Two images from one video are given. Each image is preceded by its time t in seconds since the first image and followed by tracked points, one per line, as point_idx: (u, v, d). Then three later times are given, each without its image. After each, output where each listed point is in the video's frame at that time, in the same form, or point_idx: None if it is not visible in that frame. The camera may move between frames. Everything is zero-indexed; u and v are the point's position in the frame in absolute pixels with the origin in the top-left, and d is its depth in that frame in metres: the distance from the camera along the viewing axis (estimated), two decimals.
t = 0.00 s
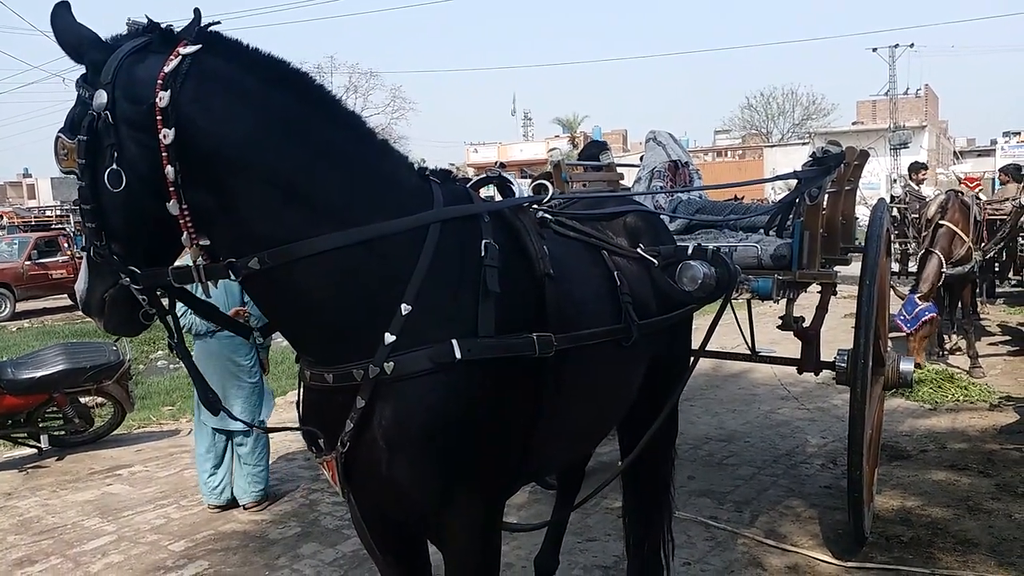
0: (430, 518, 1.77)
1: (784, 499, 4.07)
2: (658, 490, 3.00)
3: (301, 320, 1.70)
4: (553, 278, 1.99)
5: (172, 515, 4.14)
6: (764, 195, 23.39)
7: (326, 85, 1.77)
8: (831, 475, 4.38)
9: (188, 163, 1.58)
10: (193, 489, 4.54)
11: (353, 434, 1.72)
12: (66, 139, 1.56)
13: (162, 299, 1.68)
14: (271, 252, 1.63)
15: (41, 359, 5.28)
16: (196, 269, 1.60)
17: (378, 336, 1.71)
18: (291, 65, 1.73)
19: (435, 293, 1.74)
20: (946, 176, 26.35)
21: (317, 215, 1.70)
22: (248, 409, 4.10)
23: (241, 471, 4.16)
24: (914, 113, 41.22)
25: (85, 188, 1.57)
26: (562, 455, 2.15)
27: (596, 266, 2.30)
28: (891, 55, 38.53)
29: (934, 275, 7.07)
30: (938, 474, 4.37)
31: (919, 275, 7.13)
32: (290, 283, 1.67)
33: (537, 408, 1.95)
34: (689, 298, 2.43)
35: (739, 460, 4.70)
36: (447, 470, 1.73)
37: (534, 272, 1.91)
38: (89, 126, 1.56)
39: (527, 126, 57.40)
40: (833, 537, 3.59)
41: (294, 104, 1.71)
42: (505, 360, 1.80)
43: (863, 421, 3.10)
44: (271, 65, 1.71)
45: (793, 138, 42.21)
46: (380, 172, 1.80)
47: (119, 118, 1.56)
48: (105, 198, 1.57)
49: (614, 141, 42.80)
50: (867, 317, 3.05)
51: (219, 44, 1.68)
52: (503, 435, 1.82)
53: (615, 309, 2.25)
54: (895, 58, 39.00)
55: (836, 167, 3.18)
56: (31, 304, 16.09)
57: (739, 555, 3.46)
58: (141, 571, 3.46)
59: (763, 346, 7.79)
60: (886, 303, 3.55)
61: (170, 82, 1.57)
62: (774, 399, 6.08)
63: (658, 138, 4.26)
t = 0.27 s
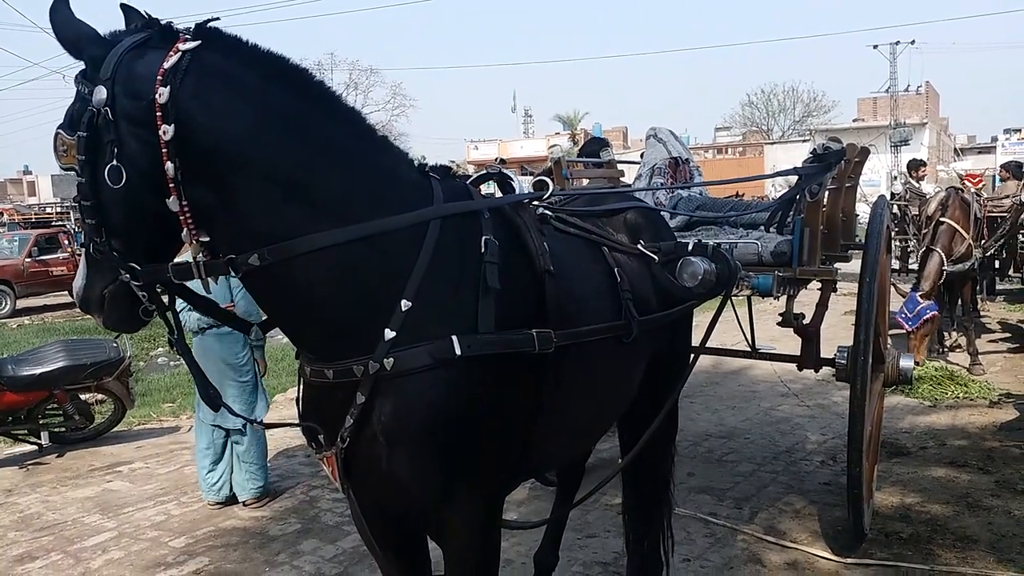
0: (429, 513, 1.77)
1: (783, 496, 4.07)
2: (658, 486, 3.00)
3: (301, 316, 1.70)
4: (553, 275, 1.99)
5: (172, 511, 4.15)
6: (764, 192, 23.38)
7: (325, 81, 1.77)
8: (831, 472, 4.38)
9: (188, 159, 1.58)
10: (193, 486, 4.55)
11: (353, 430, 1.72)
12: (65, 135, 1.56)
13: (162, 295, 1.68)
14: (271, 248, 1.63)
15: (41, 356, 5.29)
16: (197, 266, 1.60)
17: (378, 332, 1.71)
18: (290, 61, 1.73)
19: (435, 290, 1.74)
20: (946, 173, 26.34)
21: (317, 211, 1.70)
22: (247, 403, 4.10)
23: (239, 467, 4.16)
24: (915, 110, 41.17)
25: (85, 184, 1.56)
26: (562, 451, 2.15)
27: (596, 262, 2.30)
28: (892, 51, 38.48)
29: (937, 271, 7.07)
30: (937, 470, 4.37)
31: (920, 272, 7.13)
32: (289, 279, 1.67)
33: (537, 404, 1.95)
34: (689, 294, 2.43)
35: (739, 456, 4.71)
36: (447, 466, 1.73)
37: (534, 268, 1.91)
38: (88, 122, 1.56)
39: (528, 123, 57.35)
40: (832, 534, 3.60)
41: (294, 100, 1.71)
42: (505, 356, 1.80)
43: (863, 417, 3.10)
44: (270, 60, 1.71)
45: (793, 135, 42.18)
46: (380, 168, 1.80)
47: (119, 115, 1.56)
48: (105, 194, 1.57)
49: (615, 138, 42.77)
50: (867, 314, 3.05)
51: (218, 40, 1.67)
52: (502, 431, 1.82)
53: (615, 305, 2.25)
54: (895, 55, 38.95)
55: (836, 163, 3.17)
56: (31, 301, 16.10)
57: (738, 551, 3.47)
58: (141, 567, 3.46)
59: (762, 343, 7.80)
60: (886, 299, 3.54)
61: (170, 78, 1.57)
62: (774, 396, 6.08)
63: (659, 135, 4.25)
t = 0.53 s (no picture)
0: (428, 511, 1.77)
1: (783, 494, 4.08)
2: (657, 484, 3.00)
3: (299, 315, 1.70)
4: (552, 273, 1.99)
5: (172, 510, 4.15)
6: (764, 191, 23.39)
7: (324, 79, 1.77)
8: (830, 470, 4.39)
9: (187, 158, 1.58)
10: (193, 484, 4.55)
11: (352, 428, 1.72)
12: (62, 132, 1.55)
13: (159, 295, 1.68)
14: (270, 247, 1.63)
15: (41, 354, 5.29)
16: (195, 265, 1.61)
17: (377, 330, 1.71)
18: (288, 59, 1.73)
19: (434, 288, 1.74)
20: (946, 171, 26.34)
21: (316, 209, 1.70)
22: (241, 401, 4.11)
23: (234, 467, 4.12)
24: (915, 108, 41.15)
25: (83, 182, 1.56)
26: (561, 449, 2.15)
27: (595, 260, 2.30)
28: (892, 50, 38.48)
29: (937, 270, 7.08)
30: (937, 468, 4.37)
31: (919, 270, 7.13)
32: (288, 277, 1.67)
33: (536, 402, 1.95)
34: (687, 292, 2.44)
35: (739, 454, 4.71)
36: (445, 464, 1.73)
37: (533, 266, 1.91)
38: (86, 119, 1.55)
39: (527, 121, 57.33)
40: (832, 532, 3.60)
41: (292, 98, 1.70)
42: (504, 355, 1.80)
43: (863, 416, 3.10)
44: (268, 59, 1.71)
45: (793, 134, 42.17)
46: (378, 166, 1.80)
47: (117, 112, 1.55)
48: (103, 192, 1.57)
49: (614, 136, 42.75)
50: (866, 312, 3.05)
51: (216, 38, 1.67)
52: (501, 429, 1.82)
53: (614, 303, 2.26)
54: (895, 52, 38.92)
55: (835, 162, 3.18)
56: (31, 299, 16.09)
57: (738, 549, 3.47)
58: (141, 566, 3.47)
59: (762, 341, 7.80)
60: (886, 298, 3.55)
61: (169, 76, 1.57)
62: (774, 394, 6.09)
63: (659, 133, 4.24)
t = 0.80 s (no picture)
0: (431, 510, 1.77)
1: (786, 494, 4.07)
2: (660, 484, 3.00)
3: (302, 315, 1.71)
4: (554, 272, 1.99)
5: (176, 509, 4.16)
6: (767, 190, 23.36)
7: (326, 79, 1.77)
8: (833, 470, 4.38)
9: (190, 159, 1.58)
10: (196, 483, 4.55)
11: (355, 428, 1.72)
12: (65, 134, 1.56)
13: (161, 296, 1.68)
14: (273, 247, 1.63)
15: (44, 354, 5.30)
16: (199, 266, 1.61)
17: (379, 330, 1.71)
18: (290, 59, 1.73)
19: (436, 288, 1.74)
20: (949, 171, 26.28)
21: (318, 210, 1.70)
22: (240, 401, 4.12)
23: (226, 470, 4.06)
24: (918, 108, 41.06)
25: (86, 183, 1.56)
26: (565, 449, 2.15)
27: (598, 260, 2.30)
28: (895, 49, 38.42)
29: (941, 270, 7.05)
30: (940, 468, 4.37)
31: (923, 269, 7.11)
32: (291, 277, 1.67)
33: (539, 401, 1.95)
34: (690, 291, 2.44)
35: (742, 454, 4.71)
36: (448, 464, 1.73)
37: (535, 266, 1.91)
38: (89, 121, 1.56)
39: (529, 121, 57.32)
40: (835, 532, 3.60)
41: (294, 99, 1.70)
42: (506, 354, 1.80)
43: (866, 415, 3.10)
44: (270, 59, 1.71)
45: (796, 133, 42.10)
46: (381, 167, 1.80)
47: (120, 114, 1.56)
48: (106, 193, 1.57)
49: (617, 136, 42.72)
50: (869, 312, 3.05)
51: (218, 39, 1.67)
52: (504, 429, 1.82)
53: (617, 302, 2.26)
54: (898, 52, 38.85)
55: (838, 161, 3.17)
56: (35, 299, 16.12)
57: (741, 549, 3.47)
58: (145, 565, 3.47)
59: (765, 341, 7.80)
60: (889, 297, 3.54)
61: (172, 77, 1.57)
62: (777, 394, 6.08)
63: (661, 133, 4.24)
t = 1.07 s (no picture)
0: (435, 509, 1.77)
1: (791, 494, 4.06)
2: (665, 484, 2.99)
3: (306, 314, 1.71)
4: (559, 272, 1.99)
5: (181, 508, 4.17)
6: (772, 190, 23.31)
7: (331, 79, 1.77)
8: (839, 470, 4.37)
9: (196, 158, 1.59)
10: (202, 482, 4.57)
11: (359, 427, 1.72)
12: (69, 133, 1.57)
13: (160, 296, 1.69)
14: (278, 247, 1.64)
15: (51, 353, 5.32)
16: (203, 265, 1.62)
17: (384, 329, 1.72)
18: (295, 59, 1.73)
19: (441, 287, 1.74)
20: (955, 170, 26.18)
21: (324, 209, 1.71)
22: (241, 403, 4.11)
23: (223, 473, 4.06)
24: (925, 107, 40.90)
25: (91, 182, 1.56)
26: (569, 448, 2.15)
27: (603, 259, 2.30)
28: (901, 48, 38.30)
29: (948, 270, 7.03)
30: (946, 469, 4.35)
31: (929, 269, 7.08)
32: (296, 276, 1.67)
33: (543, 401, 1.95)
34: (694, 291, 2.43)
35: (747, 454, 4.70)
36: (452, 463, 1.73)
37: (540, 265, 1.91)
38: (95, 119, 1.56)
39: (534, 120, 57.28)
40: (840, 532, 3.59)
41: (299, 99, 1.71)
42: (511, 354, 1.80)
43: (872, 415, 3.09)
44: (275, 59, 1.71)
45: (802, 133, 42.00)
46: (385, 166, 1.80)
47: (127, 112, 1.56)
48: (111, 191, 1.57)
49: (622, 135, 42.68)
50: (875, 311, 3.04)
51: (224, 39, 1.68)
52: (508, 428, 1.82)
53: (622, 302, 2.26)
54: (905, 50, 38.71)
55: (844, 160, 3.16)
56: (41, 298, 16.17)
57: (746, 549, 3.46)
58: (151, 563, 3.48)
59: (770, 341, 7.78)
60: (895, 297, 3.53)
61: (179, 76, 1.58)
62: (782, 393, 6.07)
63: (666, 132, 4.23)
